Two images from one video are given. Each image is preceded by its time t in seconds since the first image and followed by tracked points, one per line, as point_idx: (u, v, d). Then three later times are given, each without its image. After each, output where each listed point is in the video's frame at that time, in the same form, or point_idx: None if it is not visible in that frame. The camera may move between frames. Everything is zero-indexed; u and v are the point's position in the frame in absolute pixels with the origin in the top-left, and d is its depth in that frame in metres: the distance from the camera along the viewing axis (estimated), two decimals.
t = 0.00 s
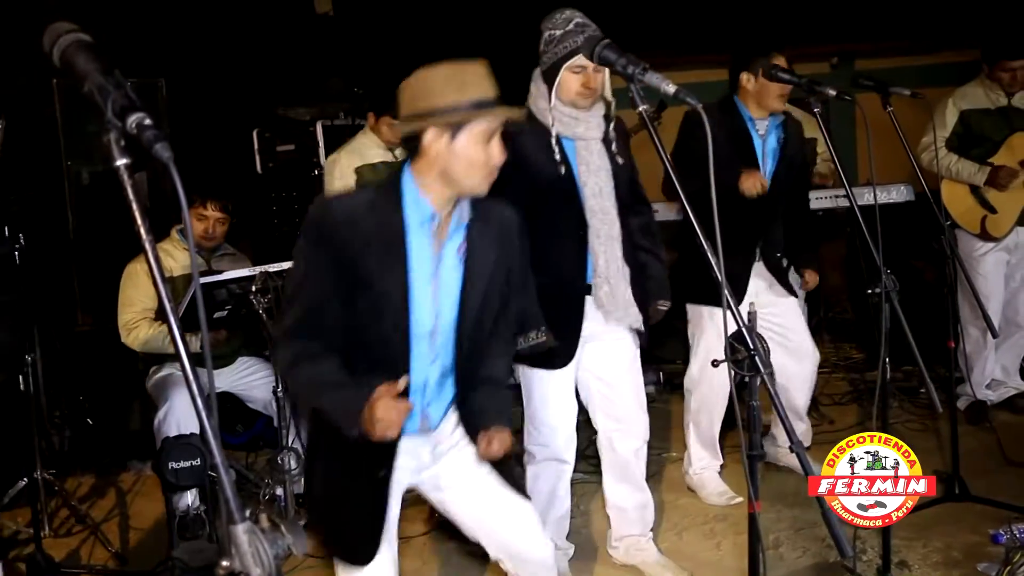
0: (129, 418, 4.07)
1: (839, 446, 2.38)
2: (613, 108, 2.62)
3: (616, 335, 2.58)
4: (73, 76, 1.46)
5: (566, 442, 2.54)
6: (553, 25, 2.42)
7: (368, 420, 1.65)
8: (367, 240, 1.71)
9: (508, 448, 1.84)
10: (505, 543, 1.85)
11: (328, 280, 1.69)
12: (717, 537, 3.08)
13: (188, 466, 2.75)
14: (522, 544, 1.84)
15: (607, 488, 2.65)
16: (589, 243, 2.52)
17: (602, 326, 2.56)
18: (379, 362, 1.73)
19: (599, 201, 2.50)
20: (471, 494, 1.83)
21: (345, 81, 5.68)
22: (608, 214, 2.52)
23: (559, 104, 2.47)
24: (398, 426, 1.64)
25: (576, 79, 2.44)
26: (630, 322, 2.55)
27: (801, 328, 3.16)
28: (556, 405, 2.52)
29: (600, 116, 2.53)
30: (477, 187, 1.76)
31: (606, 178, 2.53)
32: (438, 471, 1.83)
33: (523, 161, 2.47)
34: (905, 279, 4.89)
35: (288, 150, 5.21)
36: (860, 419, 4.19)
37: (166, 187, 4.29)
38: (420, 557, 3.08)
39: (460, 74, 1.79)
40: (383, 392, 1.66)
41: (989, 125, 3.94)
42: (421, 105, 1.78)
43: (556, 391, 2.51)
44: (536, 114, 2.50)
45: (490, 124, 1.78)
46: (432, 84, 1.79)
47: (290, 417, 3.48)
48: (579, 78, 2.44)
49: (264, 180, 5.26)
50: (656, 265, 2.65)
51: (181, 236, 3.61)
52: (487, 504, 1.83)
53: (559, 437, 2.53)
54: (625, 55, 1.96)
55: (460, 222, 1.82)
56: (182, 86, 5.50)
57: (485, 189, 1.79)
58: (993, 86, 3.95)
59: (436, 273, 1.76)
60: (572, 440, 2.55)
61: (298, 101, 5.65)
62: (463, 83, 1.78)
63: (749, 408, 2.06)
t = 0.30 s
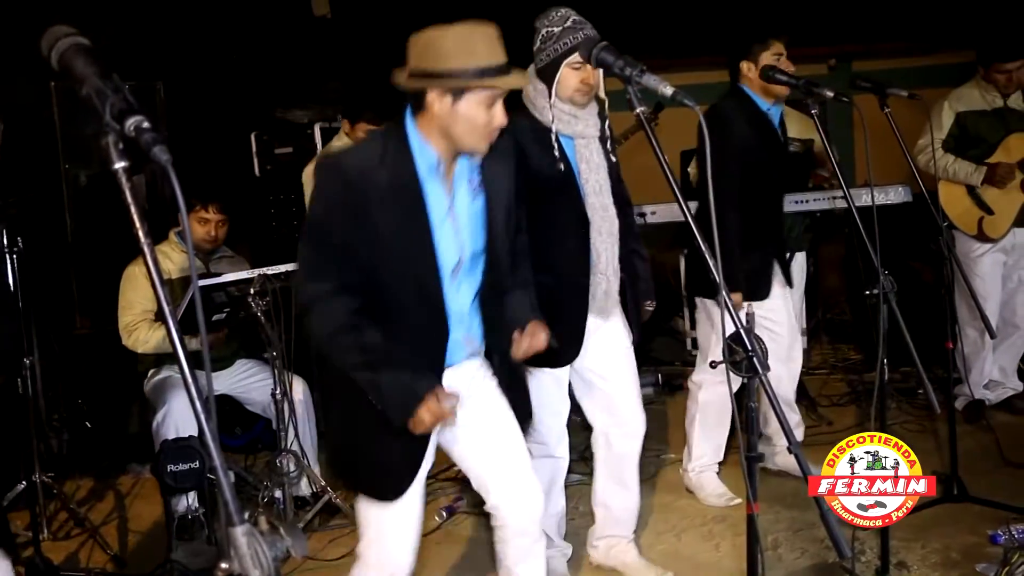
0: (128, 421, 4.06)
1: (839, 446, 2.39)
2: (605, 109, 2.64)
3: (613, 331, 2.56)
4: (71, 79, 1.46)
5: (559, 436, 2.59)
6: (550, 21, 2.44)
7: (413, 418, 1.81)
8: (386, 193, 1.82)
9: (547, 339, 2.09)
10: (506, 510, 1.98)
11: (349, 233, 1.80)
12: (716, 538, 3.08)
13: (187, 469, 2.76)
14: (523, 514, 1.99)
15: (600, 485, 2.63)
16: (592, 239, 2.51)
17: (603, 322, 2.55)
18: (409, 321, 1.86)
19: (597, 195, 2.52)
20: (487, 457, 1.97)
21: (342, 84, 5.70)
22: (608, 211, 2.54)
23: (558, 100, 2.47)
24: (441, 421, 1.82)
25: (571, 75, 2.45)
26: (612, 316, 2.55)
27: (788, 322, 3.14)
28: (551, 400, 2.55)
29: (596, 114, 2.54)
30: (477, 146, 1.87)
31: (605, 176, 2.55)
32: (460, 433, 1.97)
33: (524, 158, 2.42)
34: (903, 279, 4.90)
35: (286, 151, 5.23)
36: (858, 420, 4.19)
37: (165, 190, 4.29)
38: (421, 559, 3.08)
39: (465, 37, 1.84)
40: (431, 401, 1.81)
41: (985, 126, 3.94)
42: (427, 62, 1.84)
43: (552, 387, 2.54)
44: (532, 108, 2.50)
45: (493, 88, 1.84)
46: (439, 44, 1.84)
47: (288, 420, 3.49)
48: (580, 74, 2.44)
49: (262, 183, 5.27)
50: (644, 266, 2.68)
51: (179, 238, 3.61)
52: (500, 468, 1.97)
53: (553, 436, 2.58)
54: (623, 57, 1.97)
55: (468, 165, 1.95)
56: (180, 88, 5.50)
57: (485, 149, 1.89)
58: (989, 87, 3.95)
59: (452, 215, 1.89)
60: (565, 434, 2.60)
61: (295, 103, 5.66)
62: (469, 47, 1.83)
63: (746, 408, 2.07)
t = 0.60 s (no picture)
0: (128, 421, 4.06)
1: (839, 446, 2.40)
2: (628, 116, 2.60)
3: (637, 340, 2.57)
4: (72, 80, 1.46)
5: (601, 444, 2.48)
6: (580, 28, 2.41)
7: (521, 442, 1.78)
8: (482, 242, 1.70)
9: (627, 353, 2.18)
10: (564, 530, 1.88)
11: (446, 285, 1.68)
12: (717, 540, 3.08)
13: (187, 470, 2.75)
14: (582, 538, 1.89)
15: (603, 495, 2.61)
16: (614, 248, 2.52)
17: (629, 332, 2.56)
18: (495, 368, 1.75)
19: (621, 203, 2.50)
20: (553, 476, 1.86)
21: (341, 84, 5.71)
22: (629, 219, 2.51)
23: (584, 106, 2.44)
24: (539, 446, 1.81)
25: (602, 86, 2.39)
26: (648, 328, 2.57)
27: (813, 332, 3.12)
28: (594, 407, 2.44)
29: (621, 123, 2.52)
30: (538, 175, 1.83)
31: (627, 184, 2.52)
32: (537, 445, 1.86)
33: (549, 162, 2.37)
34: (902, 281, 4.91)
35: (286, 153, 5.25)
36: (858, 422, 4.19)
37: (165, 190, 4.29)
38: (422, 561, 3.08)
39: (518, 68, 1.83)
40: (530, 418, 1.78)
41: (984, 128, 3.95)
42: (481, 95, 1.82)
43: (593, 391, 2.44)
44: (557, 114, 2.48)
45: (548, 118, 1.82)
46: (493, 77, 1.83)
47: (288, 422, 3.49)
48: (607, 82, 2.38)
49: (262, 184, 5.28)
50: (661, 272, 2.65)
51: (180, 240, 3.61)
52: (563, 487, 1.87)
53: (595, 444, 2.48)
54: (624, 60, 1.97)
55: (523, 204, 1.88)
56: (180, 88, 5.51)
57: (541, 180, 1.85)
58: (989, 89, 3.96)
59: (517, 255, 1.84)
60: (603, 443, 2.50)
61: (296, 105, 5.67)
62: (523, 79, 1.82)
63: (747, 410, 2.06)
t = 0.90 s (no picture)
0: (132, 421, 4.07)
1: (839, 446, 2.39)
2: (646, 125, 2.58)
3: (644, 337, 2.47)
4: (79, 80, 1.46)
5: (632, 444, 2.43)
6: (585, 21, 2.37)
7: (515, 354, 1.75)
8: (459, 192, 1.74)
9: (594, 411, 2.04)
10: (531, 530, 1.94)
11: (417, 227, 1.72)
12: (721, 541, 3.08)
13: (191, 470, 2.75)
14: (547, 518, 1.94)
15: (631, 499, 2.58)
16: (639, 241, 2.42)
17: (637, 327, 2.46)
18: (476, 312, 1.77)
19: (642, 195, 2.44)
20: (531, 461, 1.92)
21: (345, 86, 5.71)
22: (651, 210, 2.46)
23: (598, 97, 2.39)
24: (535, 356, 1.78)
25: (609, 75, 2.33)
26: (656, 321, 2.49)
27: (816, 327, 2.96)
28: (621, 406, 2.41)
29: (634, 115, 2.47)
30: (555, 135, 1.85)
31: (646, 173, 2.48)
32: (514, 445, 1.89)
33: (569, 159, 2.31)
34: (906, 283, 4.90)
35: (291, 154, 5.25)
36: (862, 423, 4.19)
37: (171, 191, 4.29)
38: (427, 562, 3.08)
39: (526, 25, 1.84)
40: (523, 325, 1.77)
41: (989, 129, 3.94)
42: (489, 57, 1.84)
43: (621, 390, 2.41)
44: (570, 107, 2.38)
45: (559, 72, 1.84)
46: (499, 35, 1.84)
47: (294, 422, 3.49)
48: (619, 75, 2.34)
49: (268, 185, 5.33)
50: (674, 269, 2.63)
51: (185, 240, 3.62)
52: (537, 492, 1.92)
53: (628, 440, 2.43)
54: (629, 60, 1.97)
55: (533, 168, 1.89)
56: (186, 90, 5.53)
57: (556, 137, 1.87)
58: (994, 89, 3.97)
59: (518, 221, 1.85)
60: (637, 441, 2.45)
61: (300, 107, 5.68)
62: (530, 37, 1.84)
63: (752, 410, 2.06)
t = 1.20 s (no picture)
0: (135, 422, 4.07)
1: (839, 446, 2.39)
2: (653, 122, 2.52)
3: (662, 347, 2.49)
4: (82, 81, 1.46)
5: (636, 464, 2.40)
6: (591, 28, 2.36)
7: (491, 450, 1.67)
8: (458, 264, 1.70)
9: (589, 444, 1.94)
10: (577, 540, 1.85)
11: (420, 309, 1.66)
12: (724, 541, 3.07)
13: (195, 470, 2.75)
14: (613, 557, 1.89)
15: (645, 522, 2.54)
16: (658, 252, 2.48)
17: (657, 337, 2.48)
18: (471, 390, 1.73)
19: (659, 207, 2.48)
20: (553, 509, 1.82)
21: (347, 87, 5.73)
22: (666, 218, 2.50)
23: (613, 109, 2.33)
24: (518, 456, 1.70)
25: (619, 85, 2.26)
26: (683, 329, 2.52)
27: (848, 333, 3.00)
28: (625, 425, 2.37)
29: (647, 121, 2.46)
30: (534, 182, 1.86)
31: (660, 182, 2.51)
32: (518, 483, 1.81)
33: (591, 172, 2.28)
34: (910, 282, 4.90)
35: (293, 155, 5.19)
36: (865, 423, 4.18)
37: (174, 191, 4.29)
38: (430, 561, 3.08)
39: (497, 75, 1.86)
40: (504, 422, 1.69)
41: (993, 129, 3.94)
42: (462, 108, 1.85)
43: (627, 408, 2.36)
44: (586, 120, 2.34)
45: (532, 117, 1.86)
46: (470, 86, 1.85)
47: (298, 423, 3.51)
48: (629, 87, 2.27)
49: (269, 185, 5.31)
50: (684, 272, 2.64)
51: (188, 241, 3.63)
52: (568, 506, 1.83)
53: (632, 457, 2.39)
54: (632, 60, 1.97)
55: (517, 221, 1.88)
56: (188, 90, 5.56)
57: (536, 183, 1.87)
58: (997, 88, 3.96)
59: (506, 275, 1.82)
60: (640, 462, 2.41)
61: (303, 107, 5.69)
62: (498, 85, 1.85)
63: (756, 410, 2.06)
